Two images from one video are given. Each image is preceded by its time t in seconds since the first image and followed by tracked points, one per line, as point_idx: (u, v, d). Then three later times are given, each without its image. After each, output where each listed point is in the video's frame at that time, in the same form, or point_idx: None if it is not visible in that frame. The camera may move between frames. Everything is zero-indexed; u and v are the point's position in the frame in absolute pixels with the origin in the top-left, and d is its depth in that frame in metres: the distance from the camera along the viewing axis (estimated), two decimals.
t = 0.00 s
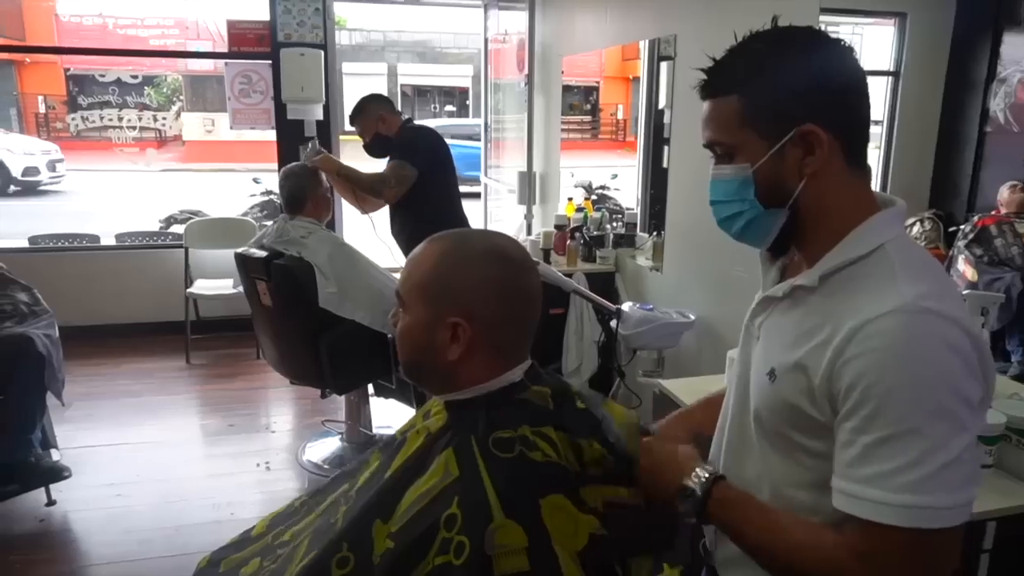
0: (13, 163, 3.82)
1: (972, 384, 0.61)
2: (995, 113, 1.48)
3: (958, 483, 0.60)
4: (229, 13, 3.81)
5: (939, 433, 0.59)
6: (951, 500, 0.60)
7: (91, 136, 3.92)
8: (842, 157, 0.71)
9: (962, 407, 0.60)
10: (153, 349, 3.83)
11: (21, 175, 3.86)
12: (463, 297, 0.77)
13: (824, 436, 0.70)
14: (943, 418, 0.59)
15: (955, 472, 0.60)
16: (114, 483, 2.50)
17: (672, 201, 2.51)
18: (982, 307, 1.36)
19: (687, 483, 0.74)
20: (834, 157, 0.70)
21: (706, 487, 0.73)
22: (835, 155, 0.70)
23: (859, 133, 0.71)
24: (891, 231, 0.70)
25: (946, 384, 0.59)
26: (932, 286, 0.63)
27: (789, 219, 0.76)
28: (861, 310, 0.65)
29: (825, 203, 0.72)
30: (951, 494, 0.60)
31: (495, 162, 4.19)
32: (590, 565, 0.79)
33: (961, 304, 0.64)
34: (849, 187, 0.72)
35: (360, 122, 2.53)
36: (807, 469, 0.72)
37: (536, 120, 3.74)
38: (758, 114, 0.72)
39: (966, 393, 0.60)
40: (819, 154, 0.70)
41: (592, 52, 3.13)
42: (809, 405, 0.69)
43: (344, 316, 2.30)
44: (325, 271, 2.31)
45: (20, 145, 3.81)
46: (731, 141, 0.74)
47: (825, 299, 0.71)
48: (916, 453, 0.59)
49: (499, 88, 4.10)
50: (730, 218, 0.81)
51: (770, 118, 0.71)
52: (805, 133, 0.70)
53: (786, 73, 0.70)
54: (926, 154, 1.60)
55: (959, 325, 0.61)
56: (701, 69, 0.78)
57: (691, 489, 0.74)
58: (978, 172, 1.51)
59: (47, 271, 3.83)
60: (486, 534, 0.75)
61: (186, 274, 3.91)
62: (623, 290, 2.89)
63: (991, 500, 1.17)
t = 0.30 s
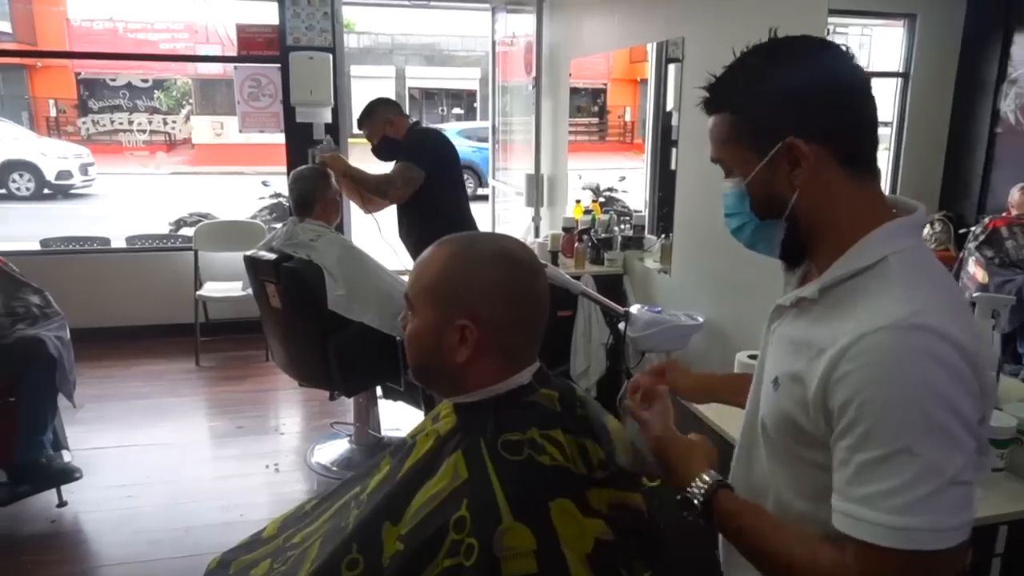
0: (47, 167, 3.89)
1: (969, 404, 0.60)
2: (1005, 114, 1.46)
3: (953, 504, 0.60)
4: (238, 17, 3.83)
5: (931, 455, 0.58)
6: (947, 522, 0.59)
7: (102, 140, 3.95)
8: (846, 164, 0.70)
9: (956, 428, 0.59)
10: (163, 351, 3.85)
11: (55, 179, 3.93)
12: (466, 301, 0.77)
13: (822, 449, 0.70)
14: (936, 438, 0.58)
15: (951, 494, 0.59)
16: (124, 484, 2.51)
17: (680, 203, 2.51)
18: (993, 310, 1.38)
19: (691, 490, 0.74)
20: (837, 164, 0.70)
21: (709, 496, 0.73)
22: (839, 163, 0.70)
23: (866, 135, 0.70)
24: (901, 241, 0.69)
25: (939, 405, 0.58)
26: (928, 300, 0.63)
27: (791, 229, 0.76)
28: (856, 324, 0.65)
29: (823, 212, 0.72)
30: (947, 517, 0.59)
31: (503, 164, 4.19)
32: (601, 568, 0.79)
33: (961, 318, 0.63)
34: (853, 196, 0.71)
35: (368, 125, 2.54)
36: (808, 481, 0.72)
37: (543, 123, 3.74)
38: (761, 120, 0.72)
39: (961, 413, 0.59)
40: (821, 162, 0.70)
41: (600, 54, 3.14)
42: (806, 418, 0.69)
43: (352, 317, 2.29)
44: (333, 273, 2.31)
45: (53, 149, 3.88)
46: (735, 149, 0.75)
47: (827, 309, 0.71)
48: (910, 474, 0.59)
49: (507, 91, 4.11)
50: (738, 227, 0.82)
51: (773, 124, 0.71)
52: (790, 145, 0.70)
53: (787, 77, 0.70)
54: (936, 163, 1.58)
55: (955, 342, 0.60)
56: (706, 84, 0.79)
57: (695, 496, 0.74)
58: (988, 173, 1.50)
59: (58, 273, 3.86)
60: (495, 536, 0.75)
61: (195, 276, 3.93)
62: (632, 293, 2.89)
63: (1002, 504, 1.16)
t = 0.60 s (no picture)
0: (83, 171, 3.97)
1: (901, 422, 0.61)
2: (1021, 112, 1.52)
3: (859, 509, 0.62)
4: (250, 21, 3.85)
5: (842, 462, 0.61)
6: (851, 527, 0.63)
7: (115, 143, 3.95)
8: (848, 166, 0.69)
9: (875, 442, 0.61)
10: (176, 353, 3.87)
11: (92, 182, 4.01)
12: (477, 303, 0.77)
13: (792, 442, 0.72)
14: (846, 447, 0.61)
15: (861, 502, 0.62)
16: (138, 485, 2.53)
17: (691, 204, 2.51)
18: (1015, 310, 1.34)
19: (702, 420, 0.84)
20: (839, 164, 0.69)
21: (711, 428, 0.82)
22: (838, 164, 0.69)
23: (873, 136, 0.69)
24: (900, 247, 0.67)
25: (854, 417, 0.61)
26: (884, 310, 0.63)
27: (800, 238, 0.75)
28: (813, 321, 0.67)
29: (826, 219, 0.71)
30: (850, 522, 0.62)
31: (513, 166, 4.19)
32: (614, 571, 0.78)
33: (927, 331, 0.62)
34: (855, 199, 0.70)
35: (380, 127, 2.54)
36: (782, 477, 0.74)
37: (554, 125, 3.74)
38: (762, 124, 0.72)
39: (887, 428, 0.61)
40: (818, 164, 0.69)
41: (610, 55, 3.14)
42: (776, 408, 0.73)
43: (364, 320, 2.32)
44: (345, 275, 2.33)
45: (89, 153, 3.95)
46: (742, 154, 0.75)
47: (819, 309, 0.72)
48: (813, 466, 0.62)
49: (517, 93, 4.11)
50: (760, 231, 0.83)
51: (776, 128, 0.71)
52: (773, 162, 0.72)
53: (785, 82, 0.70)
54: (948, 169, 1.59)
55: (893, 357, 0.61)
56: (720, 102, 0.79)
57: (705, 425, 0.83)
58: (1003, 174, 1.53)
59: (73, 276, 3.90)
60: (508, 537, 0.75)
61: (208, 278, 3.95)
62: (643, 294, 2.88)
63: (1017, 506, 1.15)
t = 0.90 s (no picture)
0: (125, 172, 4.05)
1: (843, 401, 0.64)
2: None
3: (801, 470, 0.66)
4: (265, 23, 3.88)
5: (782, 426, 0.66)
6: (787, 487, 0.68)
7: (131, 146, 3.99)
8: (858, 159, 0.69)
9: (814, 413, 0.65)
10: (191, 353, 3.90)
11: (132, 184, 4.07)
12: (491, 303, 0.77)
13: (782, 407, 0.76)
14: (787, 411, 0.66)
15: (797, 465, 0.67)
16: (155, 484, 2.55)
17: (705, 204, 2.49)
18: None
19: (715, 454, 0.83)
20: (851, 158, 0.70)
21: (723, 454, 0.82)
22: (849, 157, 0.69)
23: (888, 132, 0.69)
24: (889, 236, 0.67)
25: (796, 387, 0.65)
26: (847, 289, 0.65)
27: (810, 232, 0.77)
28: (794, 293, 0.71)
29: (825, 218, 0.73)
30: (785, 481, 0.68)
31: (527, 166, 4.19)
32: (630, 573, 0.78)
33: (891, 318, 0.64)
34: (864, 192, 0.71)
35: (395, 129, 2.56)
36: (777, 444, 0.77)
37: (567, 125, 3.74)
38: (776, 122, 0.73)
39: (828, 403, 0.64)
40: (827, 158, 0.70)
41: (623, 56, 3.13)
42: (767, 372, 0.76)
43: (379, 320, 2.33)
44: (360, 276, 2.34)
45: (130, 155, 4.02)
46: (759, 148, 0.77)
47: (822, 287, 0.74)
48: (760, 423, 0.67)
49: (530, 93, 4.11)
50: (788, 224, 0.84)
51: (785, 124, 0.72)
52: (778, 157, 0.74)
53: (806, 76, 0.71)
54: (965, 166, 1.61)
55: (845, 338, 0.63)
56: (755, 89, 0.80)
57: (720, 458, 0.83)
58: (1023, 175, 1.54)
59: (90, 276, 3.95)
60: (524, 538, 0.75)
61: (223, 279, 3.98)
62: (657, 295, 2.87)
63: None
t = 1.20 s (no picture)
0: (165, 172, 4.09)
1: (806, 353, 0.68)
2: None
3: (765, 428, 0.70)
4: (281, 24, 3.90)
5: (751, 376, 0.70)
6: (760, 438, 0.71)
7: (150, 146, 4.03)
8: (853, 154, 0.71)
9: (779, 364, 0.69)
10: (209, 352, 3.93)
11: (173, 184, 4.11)
12: (502, 302, 0.77)
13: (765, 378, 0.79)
14: (755, 362, 0.70)
15: (765, 416, 0.70)
16: (174, 481, 2.57)
17: (721, 202, 2.48)
18: None
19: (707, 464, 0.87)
20: (848, 154, 0.72)
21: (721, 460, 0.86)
22: (846, 153, 0.71)
23: (882, 129, 0.71)
24: (866, 213, 0.71)
25: (764, 338, 0.69)
26: (814, 255, 0.69)
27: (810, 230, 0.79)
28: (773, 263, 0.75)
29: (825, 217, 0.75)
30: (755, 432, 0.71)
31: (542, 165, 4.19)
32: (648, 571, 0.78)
33: (855, 281, 0.68)
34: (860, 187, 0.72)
35: (413, 127, 2.53)
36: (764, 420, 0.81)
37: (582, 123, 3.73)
38: (779, 121, 0.75)
39: (793, 355, 0.68)
40: (824, 157, 0.72)
41: (638, 53, 3.12)
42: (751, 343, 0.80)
43: (395, 319, 2.32)
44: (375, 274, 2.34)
45: (175, 155, 4.07)
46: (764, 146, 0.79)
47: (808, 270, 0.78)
48: (730, 381, 0.72)
49: (545, 92, 4.11)
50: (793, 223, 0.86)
51: (787, 123, 0.74)
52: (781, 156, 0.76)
53: (811, 78, 0.72)
54: (984, 154, 1.67)
55: (809, 294, 0.68)
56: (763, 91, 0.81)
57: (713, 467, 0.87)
58: None
59: (110, 276, 3.99)
60: (542, 537, 0.75)
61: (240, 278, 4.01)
62: (673, 294, 2.86)
63: None
